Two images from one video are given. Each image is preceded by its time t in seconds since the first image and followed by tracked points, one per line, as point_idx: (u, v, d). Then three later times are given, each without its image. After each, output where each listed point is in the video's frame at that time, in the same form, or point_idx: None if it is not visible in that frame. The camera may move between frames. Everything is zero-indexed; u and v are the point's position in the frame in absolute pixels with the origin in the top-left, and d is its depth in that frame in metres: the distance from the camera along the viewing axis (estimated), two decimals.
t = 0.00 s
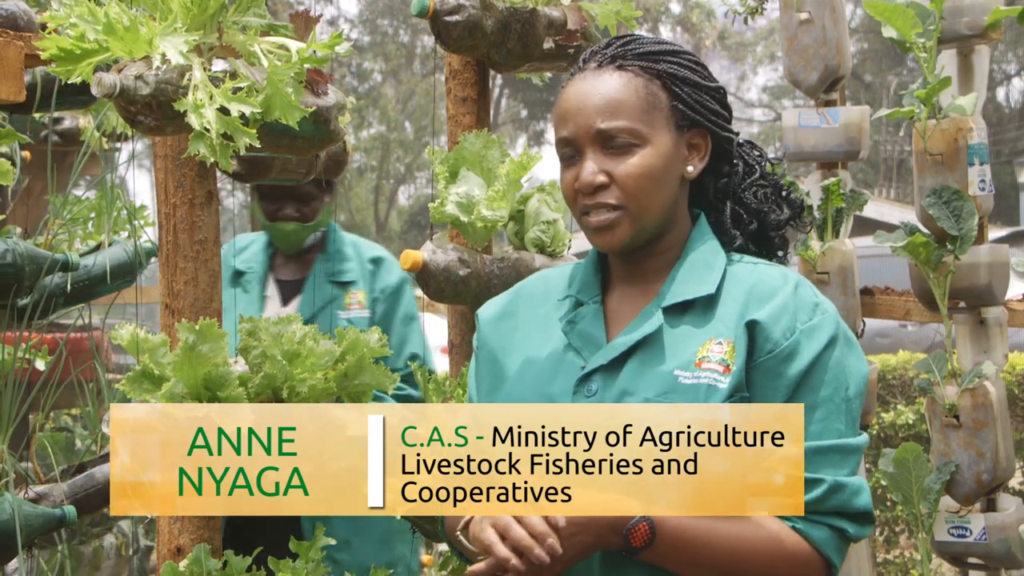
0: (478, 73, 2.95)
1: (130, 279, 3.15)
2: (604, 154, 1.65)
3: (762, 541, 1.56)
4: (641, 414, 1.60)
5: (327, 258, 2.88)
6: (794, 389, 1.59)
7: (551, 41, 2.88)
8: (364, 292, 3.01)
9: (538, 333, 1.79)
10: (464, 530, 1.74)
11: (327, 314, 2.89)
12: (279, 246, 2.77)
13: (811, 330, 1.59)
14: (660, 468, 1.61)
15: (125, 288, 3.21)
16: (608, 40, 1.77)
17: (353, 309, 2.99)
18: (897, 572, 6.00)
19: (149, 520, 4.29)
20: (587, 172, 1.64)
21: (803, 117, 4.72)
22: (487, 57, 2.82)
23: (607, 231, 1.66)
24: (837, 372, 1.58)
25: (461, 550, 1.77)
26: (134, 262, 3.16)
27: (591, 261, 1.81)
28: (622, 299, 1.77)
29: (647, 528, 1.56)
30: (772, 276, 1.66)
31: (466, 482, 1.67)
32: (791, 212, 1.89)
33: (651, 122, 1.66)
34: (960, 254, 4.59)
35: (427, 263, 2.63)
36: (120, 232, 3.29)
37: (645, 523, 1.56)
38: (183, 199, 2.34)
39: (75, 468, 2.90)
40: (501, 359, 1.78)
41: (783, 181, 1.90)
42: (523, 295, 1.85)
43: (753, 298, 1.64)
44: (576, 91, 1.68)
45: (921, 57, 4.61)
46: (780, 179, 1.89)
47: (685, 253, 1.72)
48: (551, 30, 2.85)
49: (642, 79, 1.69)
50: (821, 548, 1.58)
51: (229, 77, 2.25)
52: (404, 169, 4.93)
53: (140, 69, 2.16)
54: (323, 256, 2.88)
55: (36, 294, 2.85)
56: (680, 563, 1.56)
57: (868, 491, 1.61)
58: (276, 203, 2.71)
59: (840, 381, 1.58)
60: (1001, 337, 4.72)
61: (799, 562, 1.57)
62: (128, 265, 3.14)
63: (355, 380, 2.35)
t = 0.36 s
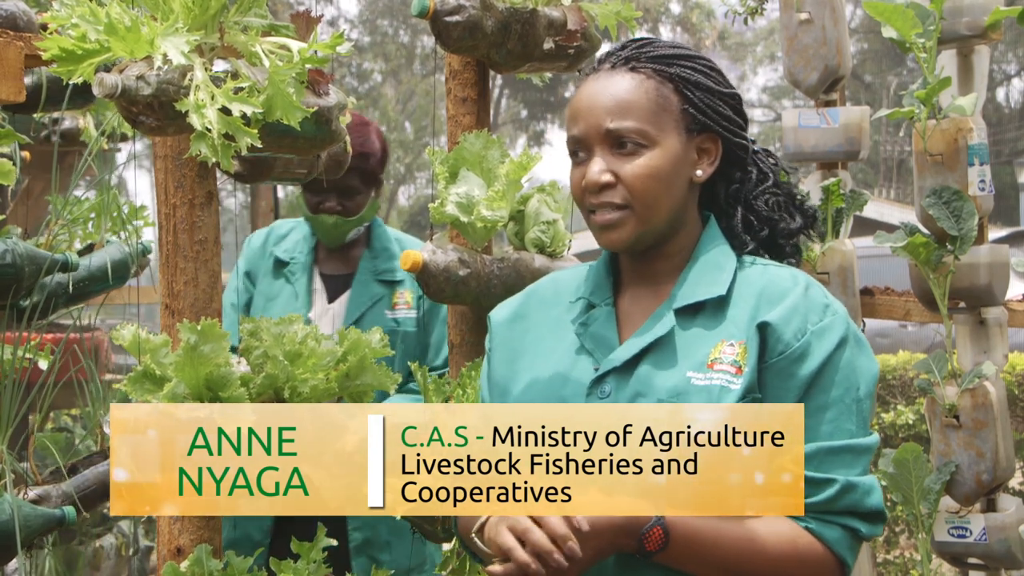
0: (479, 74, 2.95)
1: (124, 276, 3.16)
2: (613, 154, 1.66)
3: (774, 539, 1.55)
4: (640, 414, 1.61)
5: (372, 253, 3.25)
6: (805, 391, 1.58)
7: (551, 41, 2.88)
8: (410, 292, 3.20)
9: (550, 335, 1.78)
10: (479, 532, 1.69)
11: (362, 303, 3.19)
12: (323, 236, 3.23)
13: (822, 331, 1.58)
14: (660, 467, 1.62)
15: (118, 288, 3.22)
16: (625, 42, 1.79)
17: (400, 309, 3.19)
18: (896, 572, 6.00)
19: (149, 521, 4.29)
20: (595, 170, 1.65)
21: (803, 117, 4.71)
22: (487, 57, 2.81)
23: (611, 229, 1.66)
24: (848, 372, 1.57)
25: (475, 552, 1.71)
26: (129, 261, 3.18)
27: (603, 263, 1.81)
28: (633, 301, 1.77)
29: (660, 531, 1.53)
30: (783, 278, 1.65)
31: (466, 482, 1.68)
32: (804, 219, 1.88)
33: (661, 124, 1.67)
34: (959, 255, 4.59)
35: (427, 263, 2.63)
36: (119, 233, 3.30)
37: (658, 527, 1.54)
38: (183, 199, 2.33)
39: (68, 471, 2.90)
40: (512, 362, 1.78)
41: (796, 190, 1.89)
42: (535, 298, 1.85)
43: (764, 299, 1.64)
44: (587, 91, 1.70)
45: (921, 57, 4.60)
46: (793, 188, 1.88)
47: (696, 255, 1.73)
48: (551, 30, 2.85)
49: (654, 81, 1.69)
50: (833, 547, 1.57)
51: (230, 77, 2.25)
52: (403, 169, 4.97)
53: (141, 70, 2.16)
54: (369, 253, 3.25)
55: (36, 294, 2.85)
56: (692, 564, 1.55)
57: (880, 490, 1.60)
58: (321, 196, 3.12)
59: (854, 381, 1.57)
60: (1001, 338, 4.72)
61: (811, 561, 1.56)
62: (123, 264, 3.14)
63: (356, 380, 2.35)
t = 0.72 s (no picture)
0: (479, 74, 2.95)
1: (123, 276, 3.18)
2: (623, 155, 1.66)
3: (791, 537, 1.56)
4: (640, 414, 1.60)
5: (366, 248, 3.30)
6: (818, 390, 1.58)
7: (551, 41, 2.88)
8: (410, 285, 3.26)
9: (562, 333, 1.79)
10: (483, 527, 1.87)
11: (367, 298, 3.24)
12: (317, 228, 3.20)
13: (834, 330, 1.59)
14: (660, 467, 1.60)
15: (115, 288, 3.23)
16: (638, 43, 1.79)
17: (401, 302, 3.25)
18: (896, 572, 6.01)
19: (148, 521, 4.30)
20: (602, 171, 1.65)
21: (803, 118, 4.71)
22: (487, 57, 2.81)
23: (618, 230, 1.67)
24: (861, 371, 1.57)
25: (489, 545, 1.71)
26: (125, 261, 3.20)
27: (615, 262, 1.82)
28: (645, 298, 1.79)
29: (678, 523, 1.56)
30: (796, 277, 1.66)
31: (466, 482, 1.68)
32: (819, 223, 1.87)
33: (671, 126, 1.67)
34: (960, 255, 4.59)
35: (427, 264, 2.63)
36: (118, 233, 3.30)
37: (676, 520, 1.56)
38: (183, 199, 2.33)
39: (63, 472, 2.88)
40: (524, 359, 1.79)
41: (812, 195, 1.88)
42: (546, 296, 1.86)
43: (776, 298, 1.64)
44: (599, 91, 1.70)
45: (921, 57, 4.60)
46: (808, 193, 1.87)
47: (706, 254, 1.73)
48: (551, 31, 2.85)
49: (666, 82, 1.69)
50: (848, 545, 1.58)
51: (229, 77, 2.25)
52: (403, 170, 4.93)
53: (141, 70, 2.16)
54: (364, 248, 3.30)
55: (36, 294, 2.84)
56: (703, 563, 1.56)
57: (894, 488, 1.61)
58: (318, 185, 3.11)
59: (867, 379, 1.57)
60: (1001, 338, 4.72)
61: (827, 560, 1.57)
62: (121, 265, 3.17)
63: (356, 381, 2.34)
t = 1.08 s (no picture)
0: (479, 74, 2.95)
1: (123, 278, 3.12)
2: (637, 151, 1.65)
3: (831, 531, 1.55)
4: (640, 414, 1.60)
5: (331, 241, 3.32)
6: (825, 391, 1.58)
7: (551, 41, 2.88)
8: (379, 278, 3.33)
9: (564, 334, 1.79)
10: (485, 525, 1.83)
11: (338, 291, 3.26)
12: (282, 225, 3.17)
13: (842, 333, 1.58)
14: (660, 468, 1.58)
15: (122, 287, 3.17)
16: (651, 46, 1.79)
17: (372, 295, 3.31)
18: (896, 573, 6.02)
19: (148, 522, 4.30)
20: (615, 165, 1.64)
21: (803, 118, 4.71)
22: (487, 57, 2.81)
23: (628, 225, 1.66)
24: (868, 373, 1.58)
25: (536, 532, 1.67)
26: (128, 263, 3.13)
27: (618, 262, 1.81)
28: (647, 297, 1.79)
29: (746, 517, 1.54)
30: (801, 279, 1.66)
31: (466, 482, 1.65)
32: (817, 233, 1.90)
33: (685, 126, 1.67)
34: (960, 255, 4.59)
35: (427, 264, 2.63)
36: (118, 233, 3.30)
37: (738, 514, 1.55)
38: (183, 199, 2.33)
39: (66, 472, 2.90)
40: (526, 360, 1.79)
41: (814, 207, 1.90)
42: (547, 299, 1.86)
43: (780, 300, 1.64)
44: (614, 87, 1.69)
45: (921, 57, 4.60)
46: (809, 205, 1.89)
47: (710, 256, 1.73)
48: (551, 31, 2.85)
49: (682, 83, 1.70)
50: (877, 543, 1.58)
51: (229, 77, 2.25)
52: (404, 170, 4.95)
53: (140, 70, 2.16)
54: (330, 242, 3.31)
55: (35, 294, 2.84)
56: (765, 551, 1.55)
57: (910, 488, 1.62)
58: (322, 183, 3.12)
59: (876, 380, 1.58)
60: (1001, 338, 4.72)
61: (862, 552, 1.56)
62: (121, 267, 3.11)
63: (356, 381, 2.34)
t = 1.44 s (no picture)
0: (479, 74, 2.95)
1: (126, 279, 3.15)
2: (664, 155, 1.65)
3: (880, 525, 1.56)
4: (640, 414, 1.59)
5: (329, 243, 3.34)
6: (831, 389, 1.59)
7: (551, 42, 2.88)
8: (378, 280, 3.33)
9: (557, 336, 1.77)
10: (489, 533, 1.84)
11: (336, 296, 3.27)
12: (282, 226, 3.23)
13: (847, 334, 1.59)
14: (659, 468, 1.58)
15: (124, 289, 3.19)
16: (652, 44, 1.78)
17: (371, 297, 3.30)
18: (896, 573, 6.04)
19: (149, 522, 4.31)
20: (647, 169, 1.62)
21: (803, 118, 4.71)
22: (487, 57, 2.81)
23: (655, 229, 1.65)
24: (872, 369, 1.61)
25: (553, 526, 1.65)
26: (131, 264, 3.16)
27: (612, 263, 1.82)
28: (642, 297, 1.78)
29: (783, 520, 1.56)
30: (801, 279, 1.67)
31: (467, 482, 1.64)
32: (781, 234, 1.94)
33: (707, 130, 1.67)
34: (960, 255, 4.59)
35: (427, 264, 2.63)
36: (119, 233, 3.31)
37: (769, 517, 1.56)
38: (183, 199, 2.33)
39: (69, 472, 2.89)
40: (518, 363, 1.76)
41: (777, 209, 1.94)
42: (539, 302, 1.84)
43: (781, 300, 1.64)
44: (636, 88, 1.68)
45: (921, 57, 4.60)
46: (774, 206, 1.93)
47: (707, 255, 1.74)
48: (551, 31, 2.85)
49: (700, 86, 1.70)
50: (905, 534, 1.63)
51: (229, 78, 2.25)
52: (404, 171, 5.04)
53: (140, 70, 2.16)
54: (328, 243, 3.34)
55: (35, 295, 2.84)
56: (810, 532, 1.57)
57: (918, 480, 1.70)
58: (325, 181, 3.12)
59: (880, 378, 1.62)
60: (1001, 338, 4.72)
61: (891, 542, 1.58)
62: (124, 268, 3.13)
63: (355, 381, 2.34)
